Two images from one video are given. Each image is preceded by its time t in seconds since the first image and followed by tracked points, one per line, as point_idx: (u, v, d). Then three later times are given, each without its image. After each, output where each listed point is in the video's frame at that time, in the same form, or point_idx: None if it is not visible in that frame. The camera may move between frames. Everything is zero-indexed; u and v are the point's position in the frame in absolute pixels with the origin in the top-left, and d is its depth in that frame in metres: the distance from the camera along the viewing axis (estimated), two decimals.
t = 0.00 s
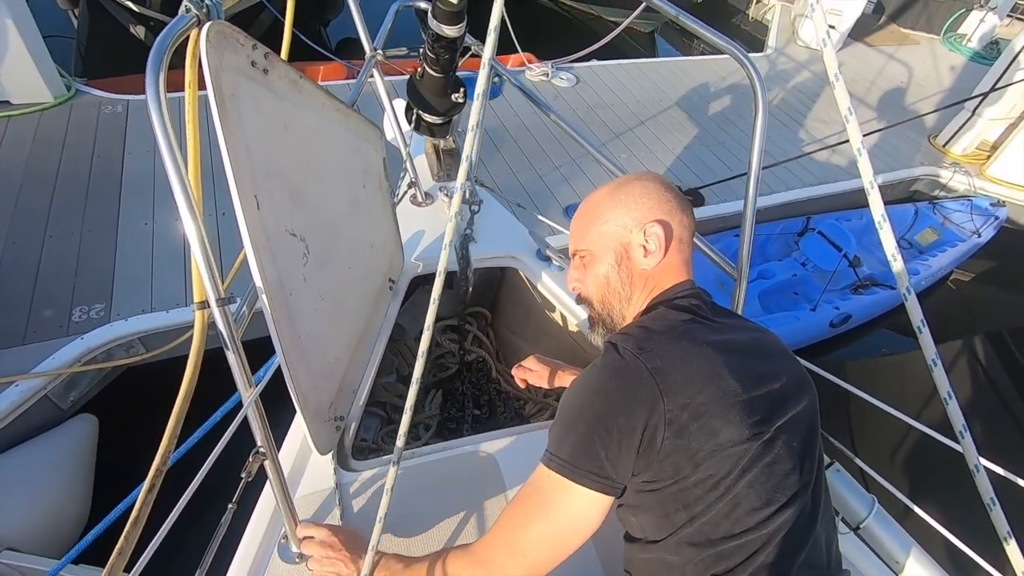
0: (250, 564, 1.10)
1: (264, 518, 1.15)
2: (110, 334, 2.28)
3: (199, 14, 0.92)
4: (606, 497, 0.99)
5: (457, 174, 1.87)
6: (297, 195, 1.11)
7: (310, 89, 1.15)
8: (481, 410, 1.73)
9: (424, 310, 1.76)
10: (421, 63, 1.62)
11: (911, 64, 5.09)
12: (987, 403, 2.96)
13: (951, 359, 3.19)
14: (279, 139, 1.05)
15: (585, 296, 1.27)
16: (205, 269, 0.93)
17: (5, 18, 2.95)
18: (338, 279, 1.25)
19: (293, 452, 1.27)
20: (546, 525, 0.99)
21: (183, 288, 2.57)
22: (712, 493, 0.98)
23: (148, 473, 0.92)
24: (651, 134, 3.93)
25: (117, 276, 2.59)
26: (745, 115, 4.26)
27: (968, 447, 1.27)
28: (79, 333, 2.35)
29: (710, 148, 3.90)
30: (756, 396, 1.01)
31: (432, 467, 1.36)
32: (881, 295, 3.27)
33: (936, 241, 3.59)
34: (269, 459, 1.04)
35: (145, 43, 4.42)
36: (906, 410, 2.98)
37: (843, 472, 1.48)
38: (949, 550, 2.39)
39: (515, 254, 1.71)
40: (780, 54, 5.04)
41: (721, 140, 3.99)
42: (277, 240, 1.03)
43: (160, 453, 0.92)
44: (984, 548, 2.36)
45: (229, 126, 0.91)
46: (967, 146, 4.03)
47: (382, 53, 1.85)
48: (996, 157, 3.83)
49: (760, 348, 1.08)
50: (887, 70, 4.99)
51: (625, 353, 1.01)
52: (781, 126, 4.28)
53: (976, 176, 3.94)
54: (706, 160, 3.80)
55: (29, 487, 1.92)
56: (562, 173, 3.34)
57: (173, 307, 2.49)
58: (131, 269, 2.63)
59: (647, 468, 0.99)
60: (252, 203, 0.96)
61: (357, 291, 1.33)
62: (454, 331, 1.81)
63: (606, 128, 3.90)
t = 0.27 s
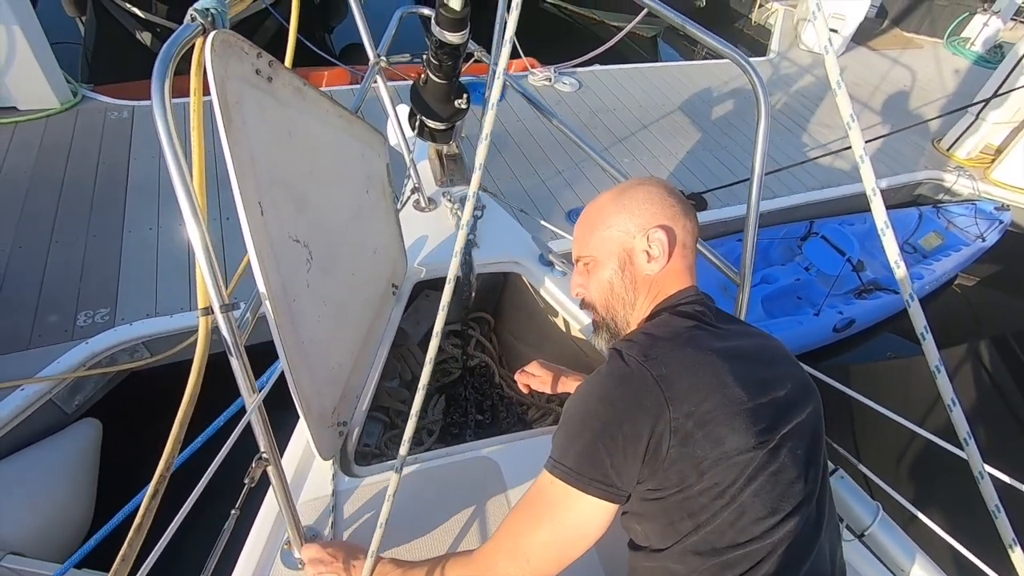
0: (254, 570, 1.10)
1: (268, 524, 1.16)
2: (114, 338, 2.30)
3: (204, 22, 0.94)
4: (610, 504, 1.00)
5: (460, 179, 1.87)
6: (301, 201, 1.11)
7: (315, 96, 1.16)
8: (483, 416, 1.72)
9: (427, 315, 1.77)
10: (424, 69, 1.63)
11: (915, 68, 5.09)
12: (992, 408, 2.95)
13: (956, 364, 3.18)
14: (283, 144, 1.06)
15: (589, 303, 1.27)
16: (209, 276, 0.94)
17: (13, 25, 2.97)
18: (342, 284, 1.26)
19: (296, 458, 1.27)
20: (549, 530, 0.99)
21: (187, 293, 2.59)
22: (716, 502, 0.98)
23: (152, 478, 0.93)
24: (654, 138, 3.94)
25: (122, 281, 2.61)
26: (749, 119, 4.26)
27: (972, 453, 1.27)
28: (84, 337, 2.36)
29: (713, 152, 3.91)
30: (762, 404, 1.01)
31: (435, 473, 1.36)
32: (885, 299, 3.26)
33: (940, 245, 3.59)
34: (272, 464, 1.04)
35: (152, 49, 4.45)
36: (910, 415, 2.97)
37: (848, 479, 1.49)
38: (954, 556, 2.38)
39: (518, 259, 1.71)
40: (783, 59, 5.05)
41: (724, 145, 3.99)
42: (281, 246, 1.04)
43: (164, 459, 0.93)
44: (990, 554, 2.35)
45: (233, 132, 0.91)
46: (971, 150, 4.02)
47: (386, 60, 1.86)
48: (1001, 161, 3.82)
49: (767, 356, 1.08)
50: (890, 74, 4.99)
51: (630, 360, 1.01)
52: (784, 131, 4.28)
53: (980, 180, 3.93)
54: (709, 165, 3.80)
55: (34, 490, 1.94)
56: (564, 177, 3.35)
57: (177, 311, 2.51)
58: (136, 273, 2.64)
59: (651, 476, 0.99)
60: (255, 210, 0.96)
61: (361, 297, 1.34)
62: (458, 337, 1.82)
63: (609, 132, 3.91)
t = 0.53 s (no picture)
0: None
1: (267, 531, 1.15)
2: (116, 342, 2.30)
3: (205, 27, 0.94)
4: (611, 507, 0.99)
5: (461, 182, 1.87)
6: (301, 205, 1.11)
7: (316, 101, 1.16)
8: (484, 419, 1.71)
9: (428, 319, 1.77)
10: (425, 73, 1.63)
11: (916, 70, 5.09)
12: (995, 412, 2.94)
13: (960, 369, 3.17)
14: (284, 149, 1.06)
15: (585, 305, 1.27)
16: (209, 280, 0.94)
17: (15, 30, 2.99)
18: (343, 288, 1.26)
19: (295, 465, 1.27)
20: (555, 532, 0.98)
21: (188, 296, 2.59)
22: (713, 505, 0.98)
23: (152, 483, 0.92)
24: (655, 141, 3.94)
25: (124, 284, 2.61)
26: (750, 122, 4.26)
27: (976, 458, 1.26)
28: (86, 341, 2.37)
29: (714, 155, 3.91)
30: (759, 408, 1.01)
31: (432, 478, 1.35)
32: (887, 302, 3.25)
33: (942, 248, 3.58)
34: (271, 469, 1.04)
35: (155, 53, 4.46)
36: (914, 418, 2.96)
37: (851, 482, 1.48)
38: (958, 561, 2.37)
39: (519, 263, 1.71)
40: (784, 62, 5.05)
41: (726, 148, 3.99)
42: (281, 250, 1.04)
43: (163, 464, 0.93)
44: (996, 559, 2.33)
45: (234, 136, 0.91)
46: (973, 152, 4.01)
47: (387, 64, 1.86)
48: (1003, 163, 3.81)
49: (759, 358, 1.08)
50: (892, 76, 4.99)
51: (628, 359, 1.01)
52: (786, 133, 4.28)
53: (983, 182, 3.93)
54: (710, 168, 3.80)
55: (35, 495, 1.94)
56: (565, 180, 3.35)
57: (178, 315, 2.51)
58: (138, 277, 2.65)
59: (650, 479, 0.99)
60: (255, 214, 0.96)
61: (362, 301, 1.34)
62: (459, 340, 1.82)
63: (610, 135, 3.91)
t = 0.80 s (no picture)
0: None
1: (268, 535, 1.15)
2: (117, 346, 2.31)
3: (205, 33, 0.94)
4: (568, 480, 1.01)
5: (462, 186, 1.87)
6: (301, 209, 1.12)
7: (316, 105, 1.17)
8: (485, 423, 1.73)
9: (429, 322, 1.77)
10: (426, 76, 1.64)
11: (915, 72, 5.10)
12: (995, 415, 2.94)
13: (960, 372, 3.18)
14: (284, 153, 1.07)
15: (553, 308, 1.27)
16: (210, 284, 0.94)
17: (17, 35, 3.00)
18: (343, 292, 1.26)
19: (296, 469, 1.27)
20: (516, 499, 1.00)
21: (189, 300, 2.60)
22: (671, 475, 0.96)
23: (153, 487, 0.93)
24: (654, 144, 3.94)
25: (125, 288, 2.62)
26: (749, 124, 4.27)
27: (976, 462, 1.26)
28: (87, 345, 2.37)
29: (714, 157, 3.91)
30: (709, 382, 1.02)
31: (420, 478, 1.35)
32: (887, 305, 3.26)
33: (942, 250, 3.59)
34: (272, 473, 1.04)
35: (156, 58, 4.53)
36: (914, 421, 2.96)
37: (851, 484, 1.48)
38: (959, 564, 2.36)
39: (519, 266, 1.72)
40: (784, 64, 5.06)
41: (725, 150, 3.99)
42: (282, 254, 1.04)
43: (164, 468, 0.93)
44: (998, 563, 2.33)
45: (235, 142, 0.92)
46: (973, 153, 4.02)
47: (388, 67, 1.86)
48: (1003, 165, 3.82)
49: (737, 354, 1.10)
50: (891, 78, 4.99)
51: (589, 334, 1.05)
52: (786, 136, 4.29)
53: (983, 184, 3.93)
54: (709, 170, 3.80)
55: (36, 499, 1.94)
56: (565, 183, 3.35)
57: (178, 319, 2.51)
58: (139, 281, 2.65)
59: (604, 449, 0.99)
60: (256, 218, 0.97)
61: (362, 304, 1.34)
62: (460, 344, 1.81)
63: (610, 138, 3.92)
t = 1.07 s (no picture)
0: None
1: (266, 537, 1.15)
2: (117, 347, 2.32)
3: (204, 36, 0.95)
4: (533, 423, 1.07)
5: (461, 188, 1.87)
6: (300, 211, 1.12)
7: (315, 108, 1.17)
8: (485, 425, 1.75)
9: (428, 324, 1.75)
10: (424, 79, 1.64)
11: (915, 73, 5.11)
12: (995, 417, 2.94)
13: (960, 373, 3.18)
14: (283, 155, 1.07)
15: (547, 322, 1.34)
16: (209, 287, 0.94)
17: (18, 38, 3.01)
18: (342, 293, 1.26)
19: (294, 471, 1.27)
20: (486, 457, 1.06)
21: (188, 302, 2.60)
22: (626, 408, 1.00)
23: (151, 489, 0.93)
24: (654, 145, 3.95)
25: (124, 290, 2.62)
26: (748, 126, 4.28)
27: (975, 463, 1.26)
28: (87, 347, 2.37)
29: (713, 158, 3.92)
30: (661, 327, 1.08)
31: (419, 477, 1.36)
32: (886, 306, 3.27)
33: (942, 251, 3.59)
34: (270, 475, 1.04)
35: (156, 60, 4.52)
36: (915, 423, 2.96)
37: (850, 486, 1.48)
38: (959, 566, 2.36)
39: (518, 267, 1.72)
40: (783, 66, 5.06)
41: (725, 151, 4.00)
42: (281, 256, 1.04)
43: (162, 470, 0.93)
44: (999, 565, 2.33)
45: (233, 144, 0.92)
46: (973, 154, 4.02)
47: (386, 69, 1.87)
48: (1001, 166, 3.83)
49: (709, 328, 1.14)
50: (891, 80, 5.00)
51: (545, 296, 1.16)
52: (785, 137, 4.29)
53: (982, 185, 3.94)
54: (708, 172, 3.80)
55: (36, 500, 1.95)
56: (564, 185, 3.35)
57: (178, 321, 2.51)
58: (139, 283, 2.66)
59: (561, 386, 1.06)
60: (254, 221, 0.97)
61: (361, 306, 1.34)
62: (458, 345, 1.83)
63: (609, 140, 3.92)
